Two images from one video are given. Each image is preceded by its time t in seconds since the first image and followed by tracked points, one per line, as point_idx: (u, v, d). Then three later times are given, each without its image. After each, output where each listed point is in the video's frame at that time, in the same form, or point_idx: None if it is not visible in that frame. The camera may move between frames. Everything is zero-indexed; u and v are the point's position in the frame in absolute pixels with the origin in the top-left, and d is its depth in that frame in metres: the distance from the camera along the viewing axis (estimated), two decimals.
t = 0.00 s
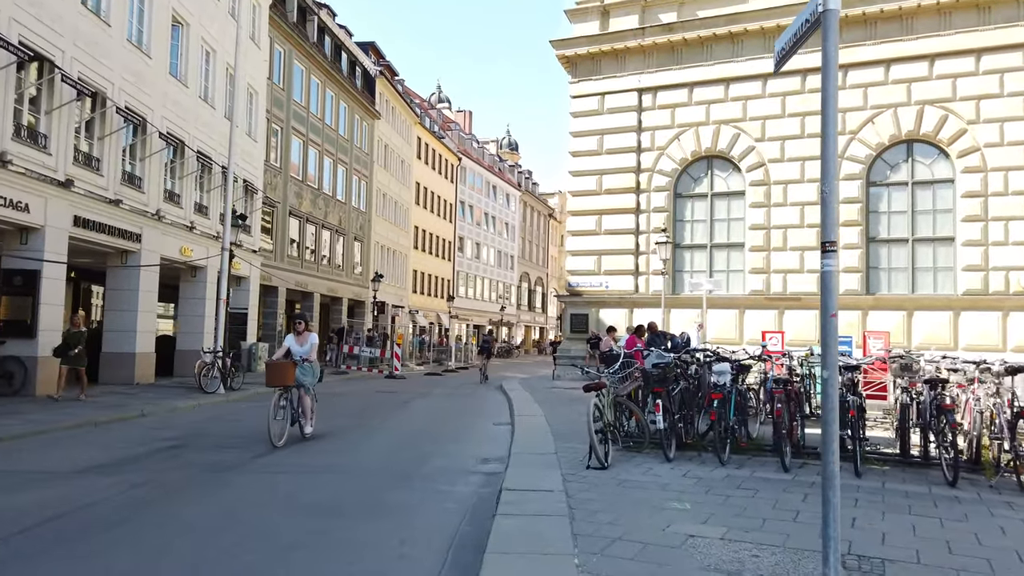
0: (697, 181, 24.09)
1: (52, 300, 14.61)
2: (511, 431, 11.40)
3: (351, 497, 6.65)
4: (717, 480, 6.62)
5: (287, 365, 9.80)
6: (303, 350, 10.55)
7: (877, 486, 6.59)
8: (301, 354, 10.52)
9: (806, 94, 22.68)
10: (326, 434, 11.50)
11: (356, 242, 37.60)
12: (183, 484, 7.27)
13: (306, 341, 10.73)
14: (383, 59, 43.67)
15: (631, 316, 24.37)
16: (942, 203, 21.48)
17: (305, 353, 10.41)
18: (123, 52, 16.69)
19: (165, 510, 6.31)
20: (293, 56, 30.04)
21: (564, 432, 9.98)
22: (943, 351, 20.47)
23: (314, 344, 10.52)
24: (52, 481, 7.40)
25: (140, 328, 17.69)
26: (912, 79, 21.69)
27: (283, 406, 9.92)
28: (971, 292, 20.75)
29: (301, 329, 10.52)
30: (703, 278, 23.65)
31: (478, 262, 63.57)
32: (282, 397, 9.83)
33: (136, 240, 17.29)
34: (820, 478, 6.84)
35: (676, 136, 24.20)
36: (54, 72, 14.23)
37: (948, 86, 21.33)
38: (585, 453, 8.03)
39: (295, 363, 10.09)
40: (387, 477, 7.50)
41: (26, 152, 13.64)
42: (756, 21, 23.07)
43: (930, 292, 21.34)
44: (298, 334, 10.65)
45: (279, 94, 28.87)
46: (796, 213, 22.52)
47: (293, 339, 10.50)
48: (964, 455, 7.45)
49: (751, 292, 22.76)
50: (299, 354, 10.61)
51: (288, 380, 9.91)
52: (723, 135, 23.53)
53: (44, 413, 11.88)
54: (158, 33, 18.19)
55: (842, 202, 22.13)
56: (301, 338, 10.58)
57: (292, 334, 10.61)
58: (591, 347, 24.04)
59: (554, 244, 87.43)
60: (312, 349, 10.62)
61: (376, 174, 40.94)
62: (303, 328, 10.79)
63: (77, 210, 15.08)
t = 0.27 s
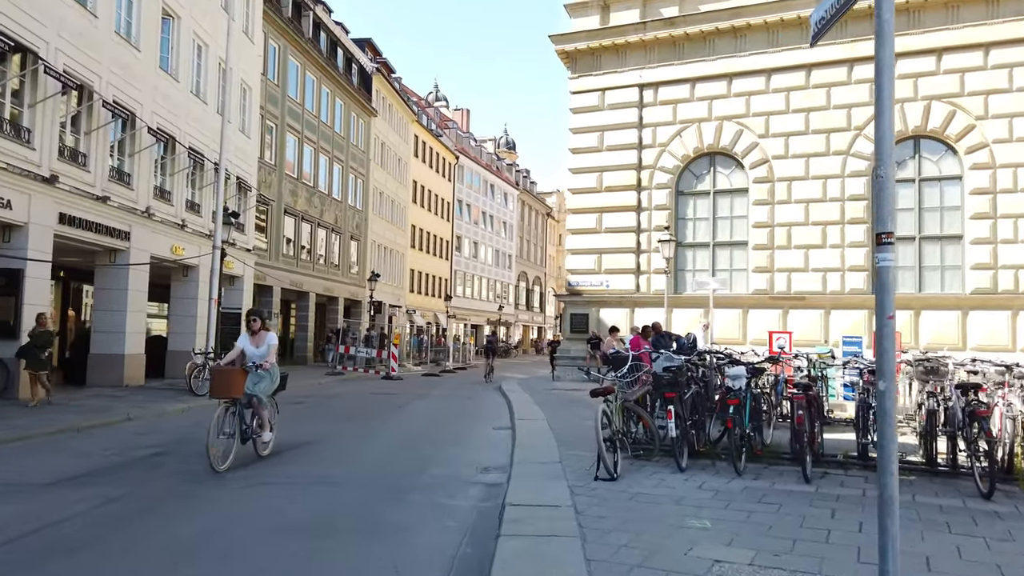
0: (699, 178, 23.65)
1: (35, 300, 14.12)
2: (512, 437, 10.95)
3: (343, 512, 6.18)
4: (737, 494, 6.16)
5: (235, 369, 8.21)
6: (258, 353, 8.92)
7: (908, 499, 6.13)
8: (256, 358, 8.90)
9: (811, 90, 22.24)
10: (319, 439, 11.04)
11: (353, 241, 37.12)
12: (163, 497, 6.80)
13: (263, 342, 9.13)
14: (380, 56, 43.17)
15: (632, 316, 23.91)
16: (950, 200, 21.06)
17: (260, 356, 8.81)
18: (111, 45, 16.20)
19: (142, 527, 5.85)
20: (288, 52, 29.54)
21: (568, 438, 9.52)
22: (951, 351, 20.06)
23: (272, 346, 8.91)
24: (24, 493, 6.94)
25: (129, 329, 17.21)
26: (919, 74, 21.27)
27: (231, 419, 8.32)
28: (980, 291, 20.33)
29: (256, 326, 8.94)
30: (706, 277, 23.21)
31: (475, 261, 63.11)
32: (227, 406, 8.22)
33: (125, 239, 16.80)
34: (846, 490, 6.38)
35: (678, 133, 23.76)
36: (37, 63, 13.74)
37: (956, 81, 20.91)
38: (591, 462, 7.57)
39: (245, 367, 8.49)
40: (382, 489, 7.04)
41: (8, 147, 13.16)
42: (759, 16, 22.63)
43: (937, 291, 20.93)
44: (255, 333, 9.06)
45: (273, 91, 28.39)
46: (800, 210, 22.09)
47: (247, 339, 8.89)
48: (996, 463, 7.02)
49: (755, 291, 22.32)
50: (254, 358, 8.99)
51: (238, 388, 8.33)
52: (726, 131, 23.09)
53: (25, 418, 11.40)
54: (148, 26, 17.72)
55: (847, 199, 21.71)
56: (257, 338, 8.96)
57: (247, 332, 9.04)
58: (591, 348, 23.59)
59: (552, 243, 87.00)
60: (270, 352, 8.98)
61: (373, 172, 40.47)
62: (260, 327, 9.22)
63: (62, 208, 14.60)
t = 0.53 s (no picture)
0: (702, 175, 23.24)
1: (17, 297, 13.64)
2: (512, 439, 10.51)
3: (334, 522, 5.75)
4: (757, 501, 5.73)
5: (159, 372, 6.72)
6: (196, 355, 7.41)
7: (942, 507, 5.71)
8: (193, 359, 7.38)
9: (815, 84, 21.82)
10: (312, 441, 10.62)
11: (349, 239, 36.67)
12: (142, 505, 6.36)
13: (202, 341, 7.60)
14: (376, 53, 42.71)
15: (633, 315, 23.49)
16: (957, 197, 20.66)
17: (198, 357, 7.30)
18: (99, 35, 15.74)
19: (116, 537, 5.41)
20: (283, 46, 29.08)
21: (572, 441, 9.09)
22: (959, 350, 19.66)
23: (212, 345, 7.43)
24: None
25: (119, 327, 16.76)
26: (926, 68, 20.88)
27: (151, 430, 6.77)
28: (988, 289, 19.94)
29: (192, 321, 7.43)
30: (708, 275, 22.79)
31: (473, 260, 62.66)
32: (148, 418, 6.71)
33: (113, 234, 16.34)
34: (873, 497, 5.96)
35: (679, 128, 23.34)
36: (20, 52, 13.27)
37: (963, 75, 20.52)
38: (599, 467, 7.15)
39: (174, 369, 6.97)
40: (376, 495, 6.60)
41: None
42: (763, 9, 22.22)
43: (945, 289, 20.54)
44: (192, 330, 7.54)
45: (267, 86, 27.92)
46: (805, 207, 21.69)
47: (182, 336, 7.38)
48: None
49: (758, 289, 21.90)
50: (190, 359, 7.45)
51: (162, 393, 6.79)
52: (729, 126, 22.68)
53: (5, 420, 10.95)
54: (137, 17, 17.27)
55: (852, 196, 21.31)
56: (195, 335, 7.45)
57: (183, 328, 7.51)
58: (592, 347, 23.16)
59: (550, 242, 86.56)
60: (210, 353, 7.49)
61: (369, 170, 39.99)
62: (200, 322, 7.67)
63: (48, 202, 14.16)
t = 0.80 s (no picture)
0: (704, 172, 22.79)
1: None
2: (513, 446, 10.04)
3: (321, 543, 5.28)
4: (783, 521, 5.26)
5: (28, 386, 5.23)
6: (92, 362, 6.03)
7: (983, 526, 5.23)
8: (85, 368, 5.98)
9: (820, 80, 21.38)
10: (304, 449, 10.15)
11: (345, 239, 36.19)
12: (116, 523, 5.90)
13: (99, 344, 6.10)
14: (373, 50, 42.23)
15: (634, 315, 23.04)
16: (965, 195, 20.23)
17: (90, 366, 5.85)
18: (85, 27, 15.25)
19: (84, 561, 4.94)
20: (277, 43, 28.59)
21: (575, 449, 8.63)
22: (968, 351, 19.24)
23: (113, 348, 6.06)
24: None
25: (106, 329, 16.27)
26: (933, 63, 20.45)
27: (20, 462, 5.20)
28: (997, 289, 19.52)
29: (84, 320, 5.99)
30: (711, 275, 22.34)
31: (471, 260, 62.19)
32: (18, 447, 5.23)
33: (100, 233, 15.85)
34: (906, 514, 5.49)
35: (681, 125, 22.91)
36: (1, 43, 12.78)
37: (972, 70, 20.09)
38: (607, 480, 6.69)
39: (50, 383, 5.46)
40: (368, 511, 6.13)
41: None
42: (766, 3, 21.79)
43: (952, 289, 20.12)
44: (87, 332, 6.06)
45: (261, 83, 27.45)
46: (809, 205, 21.25)
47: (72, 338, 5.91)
48: None
49: (762, 290, 21.46)
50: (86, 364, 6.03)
51: (32, 413, 5.22)
52: (732, 123, 22.24)
53: None
54: (126, 9, 16.78)
55: (858, 193, 20.88)
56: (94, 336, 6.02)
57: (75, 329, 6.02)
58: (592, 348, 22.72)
59: (548, 242, 86.12)
60: (112, 358, 6.09)
61: (365, 169, 39.52)
62: (97, 319, 6.16)
63: (31, 199, 13.67)
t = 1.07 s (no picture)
0: (705, 167, 22.34)
1: None
2: (512, 448, 9.60)
3: (303, 554, 4.82)
4: (808, 530, 4.81)
5: None
6: None
7: None
8: None
9: (825, 72, 20.95)
10: (293, 450, 9.69)
11: (340, 236, 35.71)
12: (82, 531, 5.42)
13: None
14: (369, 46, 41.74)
15: (634, 313, 22.58)
16: (973, 189, 19.80)
17: None
18: (69, 14, 14.76)
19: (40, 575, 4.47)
20: (271, 36, 28.11)
21: (578, 452, 8.19)
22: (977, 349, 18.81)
23: None
24: None
25: (92, 326, 15.78)
26: (940, 54, 20.03)
27: None
28: (1006, 285, 19.10)
29: None
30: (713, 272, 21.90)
31: (468, 259, 61.73)
32: None
33: (86, 227, 15.37)
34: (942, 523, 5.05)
35: (683, 119, 22.47)
36: None
37: (980, 62, 19.67)
38: (615, 485, 6.24)
39: None
40: (357, 519, 5.67)
41: None
42: None
43: (960, 285, 19.70)
44: None
45: (255, 76, 26.96)
46: (814, 200, 20.82)
47: None
48: None
49: (765, 286, 21.02)
50: None
51: None
52: (734, 116, 21.82)
53: None
54: None
55: (864, 188, 20.46)
56: None
57: None
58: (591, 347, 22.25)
59: (546, 241, 85.66)
60: None
61: (361, 166, 39.04)
62: None
63: (13, 191, 13.20)
